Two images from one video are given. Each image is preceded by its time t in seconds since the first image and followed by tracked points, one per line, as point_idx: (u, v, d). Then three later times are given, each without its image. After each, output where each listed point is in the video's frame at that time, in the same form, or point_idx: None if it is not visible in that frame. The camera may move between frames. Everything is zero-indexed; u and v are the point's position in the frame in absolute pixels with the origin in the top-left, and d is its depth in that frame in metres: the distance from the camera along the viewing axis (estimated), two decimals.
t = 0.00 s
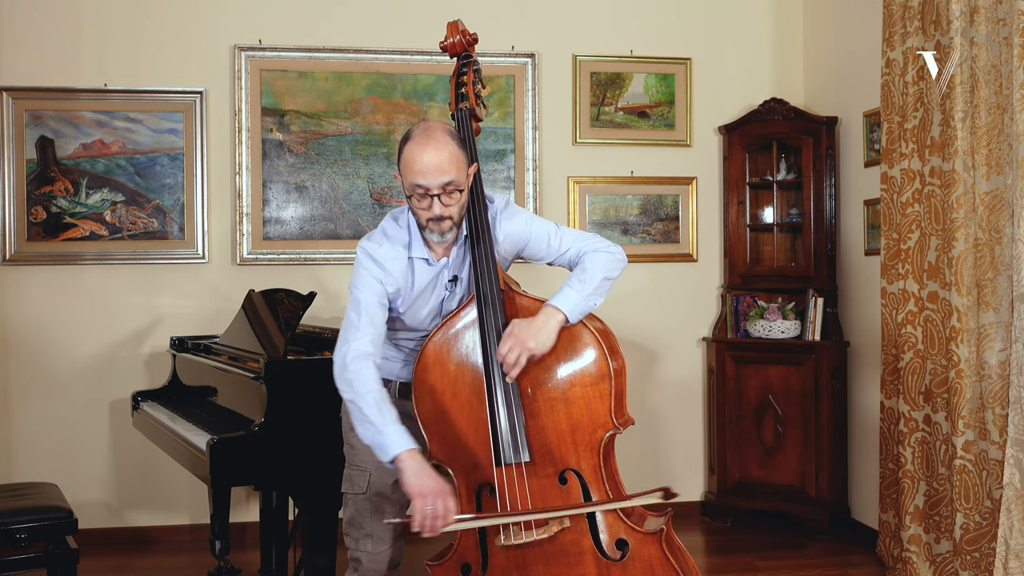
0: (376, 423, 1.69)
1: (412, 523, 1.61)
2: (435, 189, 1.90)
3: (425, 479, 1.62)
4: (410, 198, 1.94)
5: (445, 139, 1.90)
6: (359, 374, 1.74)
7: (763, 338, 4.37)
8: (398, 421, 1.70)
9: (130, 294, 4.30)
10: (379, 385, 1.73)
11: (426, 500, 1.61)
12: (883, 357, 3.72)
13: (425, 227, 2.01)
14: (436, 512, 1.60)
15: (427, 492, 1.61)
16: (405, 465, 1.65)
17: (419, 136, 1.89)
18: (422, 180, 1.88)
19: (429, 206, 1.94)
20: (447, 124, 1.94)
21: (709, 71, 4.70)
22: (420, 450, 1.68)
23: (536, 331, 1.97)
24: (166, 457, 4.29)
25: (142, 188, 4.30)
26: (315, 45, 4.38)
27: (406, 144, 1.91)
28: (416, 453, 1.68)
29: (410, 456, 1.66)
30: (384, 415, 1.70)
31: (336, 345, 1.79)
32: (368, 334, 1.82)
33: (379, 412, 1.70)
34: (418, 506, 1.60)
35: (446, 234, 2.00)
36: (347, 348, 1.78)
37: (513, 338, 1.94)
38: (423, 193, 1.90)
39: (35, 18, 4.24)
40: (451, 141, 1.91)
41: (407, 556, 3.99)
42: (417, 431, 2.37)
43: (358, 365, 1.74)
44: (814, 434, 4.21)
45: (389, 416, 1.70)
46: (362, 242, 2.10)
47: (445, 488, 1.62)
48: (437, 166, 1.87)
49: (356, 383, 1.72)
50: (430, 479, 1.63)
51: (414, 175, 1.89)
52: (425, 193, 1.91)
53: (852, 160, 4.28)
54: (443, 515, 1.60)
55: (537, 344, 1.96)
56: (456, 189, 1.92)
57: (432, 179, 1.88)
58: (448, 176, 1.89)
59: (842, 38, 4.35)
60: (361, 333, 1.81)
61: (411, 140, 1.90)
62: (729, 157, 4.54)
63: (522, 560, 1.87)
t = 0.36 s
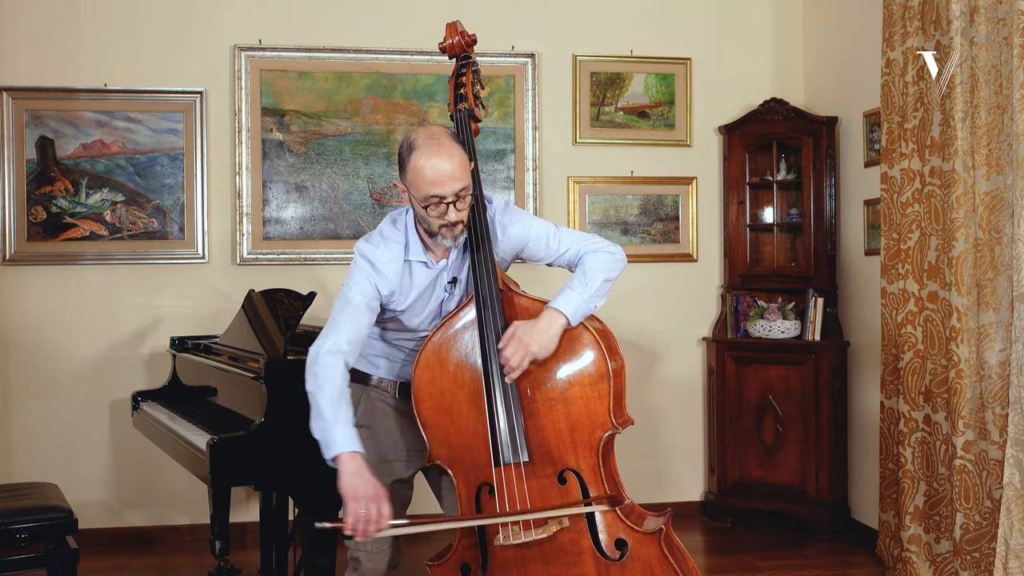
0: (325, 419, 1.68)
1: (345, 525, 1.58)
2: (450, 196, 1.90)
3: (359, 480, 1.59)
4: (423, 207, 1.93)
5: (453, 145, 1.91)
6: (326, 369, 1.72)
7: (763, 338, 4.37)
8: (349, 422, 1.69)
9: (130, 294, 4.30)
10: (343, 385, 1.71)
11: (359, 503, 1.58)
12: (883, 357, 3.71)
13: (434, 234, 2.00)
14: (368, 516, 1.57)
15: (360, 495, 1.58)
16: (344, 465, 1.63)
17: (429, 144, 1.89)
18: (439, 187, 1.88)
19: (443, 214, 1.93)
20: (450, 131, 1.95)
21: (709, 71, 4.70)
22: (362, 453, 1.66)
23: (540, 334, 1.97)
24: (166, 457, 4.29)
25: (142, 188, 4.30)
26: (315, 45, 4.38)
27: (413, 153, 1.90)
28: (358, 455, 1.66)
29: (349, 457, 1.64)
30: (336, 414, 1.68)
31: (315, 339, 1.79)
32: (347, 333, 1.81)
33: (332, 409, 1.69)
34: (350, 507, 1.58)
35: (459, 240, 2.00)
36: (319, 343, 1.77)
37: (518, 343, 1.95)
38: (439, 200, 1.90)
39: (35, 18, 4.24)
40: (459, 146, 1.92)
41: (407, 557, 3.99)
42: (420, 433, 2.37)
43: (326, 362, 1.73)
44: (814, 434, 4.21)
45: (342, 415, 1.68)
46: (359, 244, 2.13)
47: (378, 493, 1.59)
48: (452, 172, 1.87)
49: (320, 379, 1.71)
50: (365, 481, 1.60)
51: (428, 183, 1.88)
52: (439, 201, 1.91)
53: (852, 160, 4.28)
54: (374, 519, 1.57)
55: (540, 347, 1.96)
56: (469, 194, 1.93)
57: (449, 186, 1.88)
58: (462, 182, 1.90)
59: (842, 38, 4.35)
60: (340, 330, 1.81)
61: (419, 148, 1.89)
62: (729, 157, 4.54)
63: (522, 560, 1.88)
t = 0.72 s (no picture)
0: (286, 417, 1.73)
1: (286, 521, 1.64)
2: (433, 192, 1.91)
3: (305, 480, 1.66)
4: (408, 201, 1.95)
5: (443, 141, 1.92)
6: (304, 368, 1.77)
7: (763, 338, 4.37)
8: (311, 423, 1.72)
9: (130, 294, 4.30)
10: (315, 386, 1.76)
11: (298, 502, 1.64)
12: (883, 357, 3.72)
13: (423, 230, 2.02)
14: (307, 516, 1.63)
15: (301, 495, 1.65)
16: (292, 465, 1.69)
17: (419, 138, 1.90)
18: (420, 182, 1.89)
19: (427, 210, 1.94)
20: (445, 127, 1.96)
21: (709, 71, 4.71)
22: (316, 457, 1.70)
23: (538, 331, 1.97)
24: (167, 457, 4.29)
25: (142, 188, 4.30)
26: (315, 45, 4.38)
27: (405, 147, 1.92)
28: (311, 458, 1.69)
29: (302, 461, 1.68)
30: (300, 413, 1.72)
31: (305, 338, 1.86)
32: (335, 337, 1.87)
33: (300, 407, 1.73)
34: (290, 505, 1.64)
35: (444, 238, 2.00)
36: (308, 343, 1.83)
37: (515, 340, 1.95)
38: (421, 195, 1.91)
39: (35, 18, 4.24)
40: (450, 143, 1.93)
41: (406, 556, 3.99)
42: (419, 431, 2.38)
43: (304, 362, 1.79)
44: (814, 434, 4.21)
45: (305, 415, 1.72)
46: (358, 245, 2.13)
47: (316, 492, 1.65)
48: (435, 168, 1.88)
49: (295, 378, 1.76)
50: (312, 481, 1.66)
51: (414, 177, 1.89)
52: (424, 195, 1.91)
53: (852, 160, 4.28)
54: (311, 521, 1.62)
55: (539, 344, 1.96)
56: (455, 192, 1.93)
57: (430, 181, 1.89)
58: (447, 178, 1.90)
59: (842, 38, 4.35)
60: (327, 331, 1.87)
61: (410, 141, 1.91)
62: (729, 157, 4.54)
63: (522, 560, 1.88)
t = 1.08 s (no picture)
0: (327, 439, 1.90)
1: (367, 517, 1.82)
2: (420, 185, 1.92)
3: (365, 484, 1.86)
4: (398, 197, 1.97)
5: (433, 138, 1.95)
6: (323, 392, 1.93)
7: (763, 338, 4.37)
8: (347, 439, 1.89)
9: (131, 295, 4.30)
10: (339, 405, 1.92)
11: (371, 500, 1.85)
12: (883, 357, 3.71)
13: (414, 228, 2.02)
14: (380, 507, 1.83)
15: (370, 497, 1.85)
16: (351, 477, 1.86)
17: (409, 136, 1.95)
18: (407, 175, 1.92)
19: (415, 204, 1.95)
20: (438, 127, 2.00)
21: (709, 71, 4.70)
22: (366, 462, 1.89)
23: (536, 330, 1.97)
24: (167, 457, 4.30)
25: (142, 188, 4.30)
26: (315, 45, 4.38)
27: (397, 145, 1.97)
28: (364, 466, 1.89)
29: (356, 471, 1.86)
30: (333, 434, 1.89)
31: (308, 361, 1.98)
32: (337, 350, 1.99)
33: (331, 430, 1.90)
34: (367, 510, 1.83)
35: (434, 234, 2.00)
36: (319, 360, 1.97)
37: (512, 338, 1.95)
38: (409, 188, 1.93)
39: (35, 18, 4.24)
40: (440, 140, 1.96)
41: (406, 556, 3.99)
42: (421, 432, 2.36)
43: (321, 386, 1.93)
44: (814, 434, 4.21)
45: (341, 433, 1.90)
46: (356, 249, 2.14)
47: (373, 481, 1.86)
48: (423, 162, 1.91)
49: (317, 404, 1.92)
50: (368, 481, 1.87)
51: (402, 171, 1.92)
52: (412, 189, 1.93)
53: (852, 160, 4.28)
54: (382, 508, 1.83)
55: (537, 343, 1.96)
56: (443, 186, 1.95)
57: (417, 174, 1.91)
58: (434, 172, 1.92)
59: (842, 38, 4.35)
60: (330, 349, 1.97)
61: (401, 139, 1.95)
62: (729, 157, 4.54)
63: (521, 560, 1.88)
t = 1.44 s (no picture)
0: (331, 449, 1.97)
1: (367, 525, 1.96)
2: (424, 186, 1.93)
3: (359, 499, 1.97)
4: (400, 199, 1.97)
5: (434, 138, 1.95)
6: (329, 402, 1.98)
7: (763, 338, 4.37)
8: (352, 451, 1.97)
9: (131, 295, 4.30)
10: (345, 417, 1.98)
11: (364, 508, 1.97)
12: (883, 357, 3.71)
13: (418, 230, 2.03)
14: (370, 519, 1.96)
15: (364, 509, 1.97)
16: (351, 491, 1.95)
17: (409, 138, 1.95)
18: (410, 176, 1.92)
19: (419, 205, 1.96)
20: (438, 127, 2.00)
21: (709, 71, 4.70)
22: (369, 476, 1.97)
23: (536, 327, 1.97)
24: (167, 457, 4.29)
25: (142, 188, 4.30)
26: (315, 45, 4.38)
27: (397, 148, 1.97)
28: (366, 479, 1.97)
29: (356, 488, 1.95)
30: (339, 446, 1.97)
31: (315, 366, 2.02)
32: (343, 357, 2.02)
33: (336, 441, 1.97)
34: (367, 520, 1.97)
35: (439, 236, 2.01)
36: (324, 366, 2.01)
37: (512, 336, 1.95)
38: (412, 190, 1.93)
39: (35, 18, 4.24)
40: (441, 140, 1.96)
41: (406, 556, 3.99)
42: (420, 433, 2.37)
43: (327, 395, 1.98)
44: (814, 434, 4.21)
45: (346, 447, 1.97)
46: (356, 250, 2.13)
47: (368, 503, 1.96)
48: (425, 162, 1.91)
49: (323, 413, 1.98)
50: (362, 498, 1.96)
51: (405, 173, 1.92)
52: (415, 191, 1.93)
53: (852, 160, 4.28)
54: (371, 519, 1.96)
55: (538, 341, 1.96)
56: (446, 186, 1.96)
57: (420, 175, 1.91)
58: (437, 172, 1.93)
59: (842, 38, 4.35)
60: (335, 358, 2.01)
61: (401, 141, 1.95)
62: (729, 157, 4.54)
63: (521, 560, 1.90)
